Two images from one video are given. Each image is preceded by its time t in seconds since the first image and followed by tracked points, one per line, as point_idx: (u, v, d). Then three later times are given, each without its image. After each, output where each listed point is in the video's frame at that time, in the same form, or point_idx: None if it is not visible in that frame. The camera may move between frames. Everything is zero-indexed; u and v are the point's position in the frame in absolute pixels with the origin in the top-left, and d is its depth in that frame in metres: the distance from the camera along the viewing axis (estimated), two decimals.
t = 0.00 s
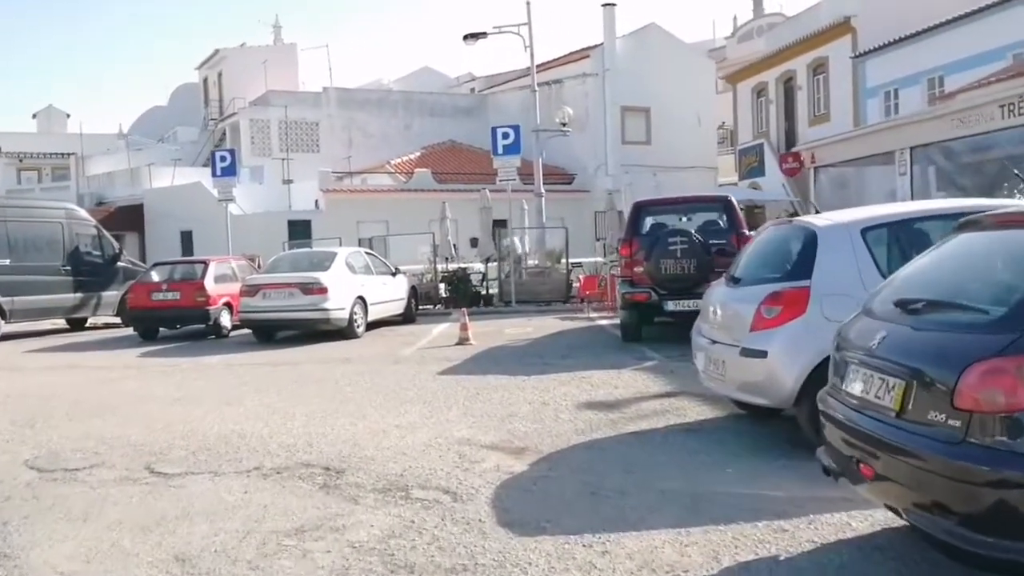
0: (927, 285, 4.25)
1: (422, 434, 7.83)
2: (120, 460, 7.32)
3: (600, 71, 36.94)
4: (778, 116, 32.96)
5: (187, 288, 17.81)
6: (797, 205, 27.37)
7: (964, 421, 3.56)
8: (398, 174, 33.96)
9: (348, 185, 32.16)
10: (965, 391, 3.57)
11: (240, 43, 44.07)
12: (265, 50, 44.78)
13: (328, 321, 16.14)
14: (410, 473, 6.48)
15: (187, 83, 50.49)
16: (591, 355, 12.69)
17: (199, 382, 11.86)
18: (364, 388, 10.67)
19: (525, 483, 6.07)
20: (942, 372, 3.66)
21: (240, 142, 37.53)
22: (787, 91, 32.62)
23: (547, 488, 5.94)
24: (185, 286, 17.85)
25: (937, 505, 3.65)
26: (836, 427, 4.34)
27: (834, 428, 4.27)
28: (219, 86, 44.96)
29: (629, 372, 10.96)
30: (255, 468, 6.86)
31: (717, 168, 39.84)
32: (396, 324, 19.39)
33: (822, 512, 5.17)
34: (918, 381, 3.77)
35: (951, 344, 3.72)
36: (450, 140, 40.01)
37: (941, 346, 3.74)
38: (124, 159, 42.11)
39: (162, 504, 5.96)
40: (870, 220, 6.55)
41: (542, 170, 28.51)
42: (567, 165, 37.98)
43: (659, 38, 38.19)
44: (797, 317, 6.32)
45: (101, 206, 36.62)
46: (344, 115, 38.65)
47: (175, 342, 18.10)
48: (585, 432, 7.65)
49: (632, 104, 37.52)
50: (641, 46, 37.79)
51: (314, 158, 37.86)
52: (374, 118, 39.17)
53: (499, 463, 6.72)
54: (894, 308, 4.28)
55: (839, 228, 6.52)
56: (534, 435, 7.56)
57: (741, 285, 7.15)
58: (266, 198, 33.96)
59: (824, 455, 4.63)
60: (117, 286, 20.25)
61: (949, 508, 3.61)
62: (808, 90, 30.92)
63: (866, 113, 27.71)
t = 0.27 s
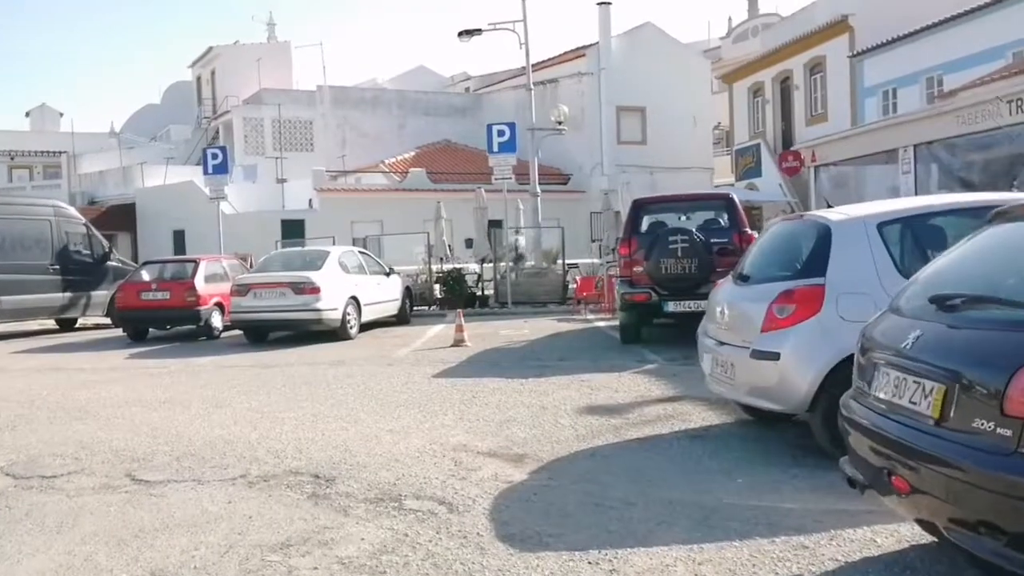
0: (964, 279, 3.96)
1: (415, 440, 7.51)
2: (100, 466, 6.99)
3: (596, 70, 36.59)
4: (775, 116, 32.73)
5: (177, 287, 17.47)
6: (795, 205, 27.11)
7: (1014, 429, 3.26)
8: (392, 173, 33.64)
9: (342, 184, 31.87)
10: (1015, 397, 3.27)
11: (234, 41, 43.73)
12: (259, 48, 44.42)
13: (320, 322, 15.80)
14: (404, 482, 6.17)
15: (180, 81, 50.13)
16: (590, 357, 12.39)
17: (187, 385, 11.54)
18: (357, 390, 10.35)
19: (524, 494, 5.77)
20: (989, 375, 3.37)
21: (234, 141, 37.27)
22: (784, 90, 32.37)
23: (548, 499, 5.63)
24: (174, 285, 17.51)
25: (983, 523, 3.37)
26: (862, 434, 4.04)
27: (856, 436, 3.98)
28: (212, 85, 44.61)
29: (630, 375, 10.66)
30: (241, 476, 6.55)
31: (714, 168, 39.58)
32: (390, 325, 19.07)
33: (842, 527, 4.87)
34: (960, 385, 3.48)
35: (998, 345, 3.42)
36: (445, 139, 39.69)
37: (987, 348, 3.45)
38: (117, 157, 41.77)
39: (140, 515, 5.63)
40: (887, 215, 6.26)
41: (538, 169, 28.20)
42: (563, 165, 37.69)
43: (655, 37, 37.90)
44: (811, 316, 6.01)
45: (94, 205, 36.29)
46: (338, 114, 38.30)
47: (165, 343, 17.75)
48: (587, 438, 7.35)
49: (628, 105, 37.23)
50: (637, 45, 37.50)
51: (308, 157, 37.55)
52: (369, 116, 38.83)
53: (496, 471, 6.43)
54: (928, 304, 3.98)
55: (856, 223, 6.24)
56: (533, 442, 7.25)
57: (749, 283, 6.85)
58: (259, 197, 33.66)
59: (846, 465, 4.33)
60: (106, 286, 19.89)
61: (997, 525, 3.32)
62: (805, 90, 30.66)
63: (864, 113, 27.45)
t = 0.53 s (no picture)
0: (1008, 289, 3.76)
1: (410, 448, 7.21)
2: (80, 476, 6.67)
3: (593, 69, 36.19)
4: (773, 116, 32.47)
5: (167, 288, 17.13)
6: (794, 205, 26.82)
7: None
8: (387, 172, 33.30)
9: (337, 184, 31.54)
10: None
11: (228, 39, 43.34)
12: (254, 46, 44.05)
13: (314, 323, 15.48)
14: (398, 494, 5.87)
15: (174, 79, 49.72)
16: (590, 359, 12.11)
17: (176, 388, 11.22)
18: (350, 394, 10.04)
19: (526, 507, 5.48)
20: None
21: (228, 140, 36.96)
22: (782, 89, 32.10)
23: (551, 514, 5.33)
24: (165, 285, 17.17)
25: None
26: (895, 451, 3.86)
27: (887, 453, 3.80)
28: (206, 83, 44.23)
29: (631, 378, 10.37)
30: (225, 487, 6.22)
31: (711, 168, 39.28)
32: (385, 325, 18.76)
33: (865, 548, 4.59)
34: (1011, 406, 3.28)
35: None
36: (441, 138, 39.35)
37: None
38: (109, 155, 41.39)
39: (117, 532, 5.31)
40: (910, 216, 6.00)
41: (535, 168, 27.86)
42: (560, 164, 37.35)
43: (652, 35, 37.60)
44: (828, 323, 5.78)
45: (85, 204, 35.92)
46: (333, 113, 37.92)
47: (156, 344, 17.42)
48: (590, 446, 7.06)
49: (625, 104, 36.92)
50: (634, 44, 37.18)
51: (302, 157, 37.21)
52: (364, 115, 38.47)
53: (496, 482, 6.14)
54: (970, 315, 3.78)
55: (875, 225, 5.99)
56: (533, 450, 6.95)
57: (762, 285, 6.62)
58: (253, 196, 33.32)
59: (877, 483, 4.16)
60: (96, 286, 19.53)
61: None
62: (803, 89, 30.41)
63: (863, 112, 27.16)
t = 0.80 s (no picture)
0: None
1: (407, 458, 6.87)
2: (57, 487, 6.31)
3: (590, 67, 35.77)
4: (771, 115, 32.18)
5: (156, 288, 16.75)
6: (792, 204, 26.48)
7: None
8: (382, 171, 32.94)
9: (331, 182, 31.20)
10: None
11: (222, 37, 42.93)
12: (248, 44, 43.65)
13: (308, 324, 15.12)
14: (394, 508, 5.52)
15: (167, 76, 49.29)
16: (591, 362, 11.78)
17: (164, 393, 10.87)
18: (344, 399, 9.69)
19: (531, 523, 5.15)
20: None
21: (221, 138, 36.57)
22: (780, 88, 31.76)
23: (559, 530, 5.00)
24: (154, 285, 16.79)
25: None
26: (936, 465, 3.68)
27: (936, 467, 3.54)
28: (199, 81, 43.82)
29: (634, 381, 10.04)
30: (210, 500, 5.86)
31: (707, 168, 38.92)
32: (380, 326, 18.41)
33: (898, 569, 4.28)
34: None
35: None
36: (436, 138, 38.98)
37: None
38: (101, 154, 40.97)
39: (93, 549, 4.94)
40: (935, 211, 5.66)
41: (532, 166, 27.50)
42: (555, 163, 36.96)
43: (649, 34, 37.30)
44: (851, 325, 5.43)
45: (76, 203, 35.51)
46: (327, 111, 37.51)
47: (145, 345, 17.05)
48: (596, 456, 6.72)
49: (622, 103, 36.59)
50: (631, 43, 36.86)
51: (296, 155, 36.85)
52: (359, 114, 38.11)
53: (497, 495, 5.80)
54: None
55: (899, 221, 5.65)
56: (535, 459, 6.62)
57: (776, 285, 6.27)
58: (246, 195, 32.95)
59: (914, 498, 3.95)
60: (84, 286, 19.14)
61: None
62: (801, 87, 30.06)
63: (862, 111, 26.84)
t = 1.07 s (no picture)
0: None
1: (402, 473, 6.52)
2: (30, 503, 5.93)
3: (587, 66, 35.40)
4: (768, 115, 30.97)
5: (144, 289, 16.37)
6: (790, 204, 26.11)
7: None
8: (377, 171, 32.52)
9: (325, 181, 30.81)
10: None
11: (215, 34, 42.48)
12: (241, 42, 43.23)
13: (300, 326, 14.75)
14: (389, 527, 5.16)
15: (160, 75, 48.85)
16: (591, 364, 11.43)
17: (151, 400, 10.51)
18: (336, 406, 9.33)
19: (537, 543, 4.80)
20: None
21: (214, 136, 36.18)
22: (777, 88, 30.58)
23: (567, 552, 4.64)
24: (141, 286, 16.41)
25: None
26: (980, 482, 3.38)
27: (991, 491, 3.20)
28: (192, 79, 43.39)
29: (637, 385, 9.69)
30: (191, 519, 5.49)
31: (704, 167, 38.53)
32: (374, 328, 18.03)
33: None
34: None
35: None
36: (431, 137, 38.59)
37: None
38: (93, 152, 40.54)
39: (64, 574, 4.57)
40: (965, 210, 5.33)
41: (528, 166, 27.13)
42: (552, 162, 36.59)
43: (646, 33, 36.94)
44: (879, 330, 5.09)
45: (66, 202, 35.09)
46: (322, 110, 37.12)
47: (134, 348, 16.67)
48: (601, 468, 6.37)
49: (619, 102, 36.23)
50: (628, 41, 36.50)
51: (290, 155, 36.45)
52: (353, 113, 37.71)
53: (499, 511, 5.44)
54: None
55: (927, 220, 5.32)
56: (539, 473, 6.26)
57: (793, 289, 5.92)
58: (239, 194, 32.54)
59: (961, 519, 3.60)
60: (72, 286, 18.75)
61: None
62: (799, 87, 28.92)
63: (859, 111, 25.69)
